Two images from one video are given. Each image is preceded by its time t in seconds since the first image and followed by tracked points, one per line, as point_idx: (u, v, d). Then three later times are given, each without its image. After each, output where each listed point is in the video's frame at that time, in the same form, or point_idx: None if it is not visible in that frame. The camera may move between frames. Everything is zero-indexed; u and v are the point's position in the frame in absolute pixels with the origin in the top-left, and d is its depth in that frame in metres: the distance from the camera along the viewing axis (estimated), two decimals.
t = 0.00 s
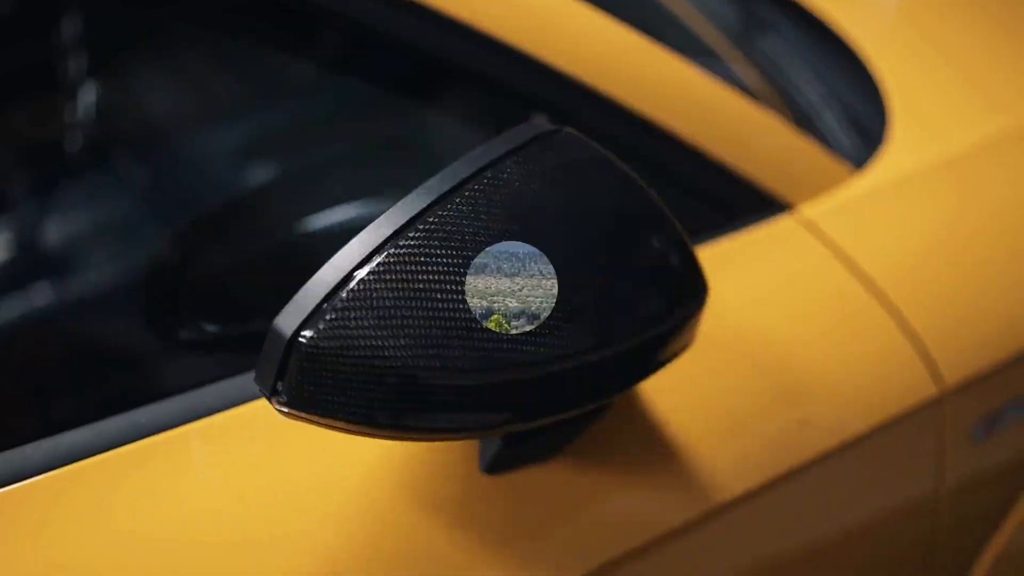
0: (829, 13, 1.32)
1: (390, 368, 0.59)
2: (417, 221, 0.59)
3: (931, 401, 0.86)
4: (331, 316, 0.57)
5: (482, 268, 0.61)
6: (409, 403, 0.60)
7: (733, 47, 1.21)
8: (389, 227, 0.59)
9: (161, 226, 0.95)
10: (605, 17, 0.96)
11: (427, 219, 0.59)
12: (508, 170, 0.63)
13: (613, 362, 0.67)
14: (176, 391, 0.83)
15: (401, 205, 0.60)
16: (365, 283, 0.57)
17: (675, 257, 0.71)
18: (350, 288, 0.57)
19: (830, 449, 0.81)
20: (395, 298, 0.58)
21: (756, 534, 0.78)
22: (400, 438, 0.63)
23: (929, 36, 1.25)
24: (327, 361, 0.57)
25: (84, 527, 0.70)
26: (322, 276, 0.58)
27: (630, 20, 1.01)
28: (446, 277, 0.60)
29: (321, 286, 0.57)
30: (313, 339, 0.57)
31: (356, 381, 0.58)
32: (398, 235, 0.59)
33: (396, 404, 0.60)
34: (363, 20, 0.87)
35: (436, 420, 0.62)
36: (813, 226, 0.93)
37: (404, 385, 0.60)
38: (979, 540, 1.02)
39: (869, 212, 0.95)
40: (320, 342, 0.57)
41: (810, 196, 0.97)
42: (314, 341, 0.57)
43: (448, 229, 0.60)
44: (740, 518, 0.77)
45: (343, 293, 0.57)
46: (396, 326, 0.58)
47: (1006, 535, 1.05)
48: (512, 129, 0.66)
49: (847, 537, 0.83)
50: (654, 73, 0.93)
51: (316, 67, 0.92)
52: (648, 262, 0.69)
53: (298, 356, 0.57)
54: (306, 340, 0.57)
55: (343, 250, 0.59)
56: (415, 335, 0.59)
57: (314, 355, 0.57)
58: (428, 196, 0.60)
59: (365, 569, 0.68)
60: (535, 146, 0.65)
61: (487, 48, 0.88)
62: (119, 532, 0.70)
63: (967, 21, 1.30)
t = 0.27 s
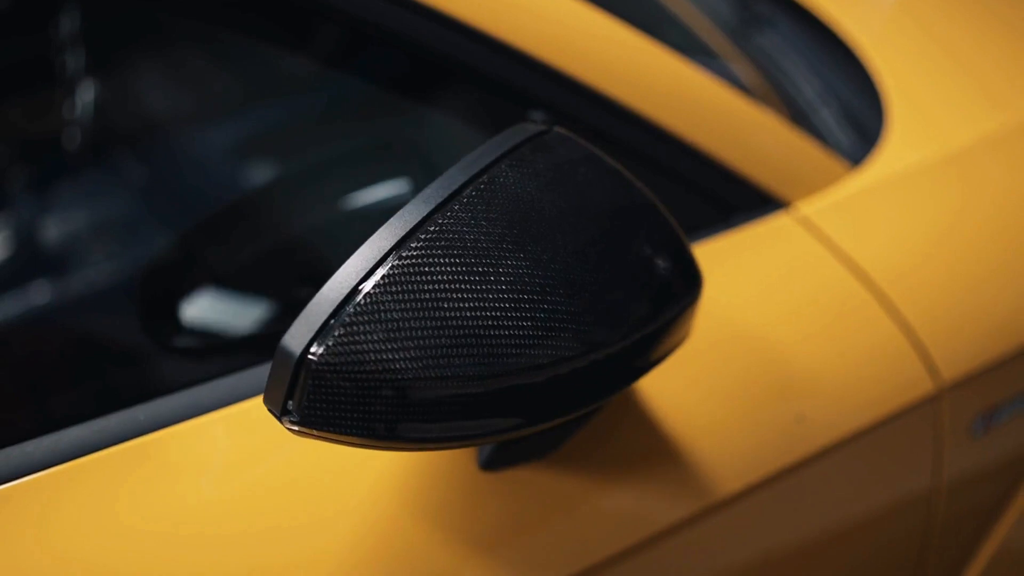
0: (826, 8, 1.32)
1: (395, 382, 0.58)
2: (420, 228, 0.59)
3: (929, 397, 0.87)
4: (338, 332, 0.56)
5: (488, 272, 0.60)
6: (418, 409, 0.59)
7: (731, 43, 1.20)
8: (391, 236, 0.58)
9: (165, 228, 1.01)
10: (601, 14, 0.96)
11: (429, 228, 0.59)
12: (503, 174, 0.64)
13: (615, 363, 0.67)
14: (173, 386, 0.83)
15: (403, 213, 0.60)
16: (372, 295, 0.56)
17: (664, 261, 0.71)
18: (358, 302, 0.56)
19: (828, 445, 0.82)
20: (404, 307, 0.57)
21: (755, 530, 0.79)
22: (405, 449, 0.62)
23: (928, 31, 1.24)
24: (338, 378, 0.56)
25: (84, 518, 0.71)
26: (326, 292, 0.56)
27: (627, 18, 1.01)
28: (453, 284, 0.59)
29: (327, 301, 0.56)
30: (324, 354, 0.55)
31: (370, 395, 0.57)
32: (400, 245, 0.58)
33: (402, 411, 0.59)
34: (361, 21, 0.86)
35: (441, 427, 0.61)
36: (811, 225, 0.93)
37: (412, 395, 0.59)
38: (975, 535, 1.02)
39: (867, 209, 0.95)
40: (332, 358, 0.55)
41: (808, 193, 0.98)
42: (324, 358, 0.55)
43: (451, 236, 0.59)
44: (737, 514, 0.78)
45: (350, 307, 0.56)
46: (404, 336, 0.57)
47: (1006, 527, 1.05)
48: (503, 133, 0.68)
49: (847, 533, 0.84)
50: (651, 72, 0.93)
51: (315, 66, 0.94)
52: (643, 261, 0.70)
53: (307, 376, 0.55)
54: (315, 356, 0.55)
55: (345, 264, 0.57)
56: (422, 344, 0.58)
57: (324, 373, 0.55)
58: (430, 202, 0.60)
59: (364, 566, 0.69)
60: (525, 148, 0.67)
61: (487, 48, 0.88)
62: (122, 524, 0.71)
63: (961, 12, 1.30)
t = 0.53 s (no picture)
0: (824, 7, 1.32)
1: (405, 394, 0.58)
2: (420, 236, 0.59)
3: (922, 396, 0.87)
4: (344, 346, 0.55)
5: (489, 277, 0.60)
6: (424, 420, 0.59)
7: (727, 41, 1.21)
8: (395, 243, 0.58)
9: (164, 227, 1.01)
10: (599, 13, 0.96)
11: (431, 233, 0.59)
12: (495, 179, 0.64)
13: (615, 362, 0.67)
14: (168, 386, 0.83)
15: (402, 220, 0.59)
16: (377, 308, 0.56)
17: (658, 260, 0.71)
18: (362, 315, 0.56)
19: (825, 442, 0.82)
20: (408, 317, 0.57)
21: (750, 528, 0.78)
22: (413, 459, 0.61)
23: (927, 31, 1.24)
24: (345, 394, 0.55)
25: (82, 515, 0.71)
26: (329, 306, 0.56)
27: (624, 17, 1.01)
28: (456, 292, 0.59)
29: (329, 318, 0.55)
30: (331, 370, 0.55)
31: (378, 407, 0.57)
32: (402, 255, 0.58)
33: (408, 422, 0.59)
34: (358, 21, 0.87)
35: (449, 435, 0.61)
36: (806, 223, 0.93)
37: (420, 406, 0.58)
38: (970, 534, 1.02)
39: (862, 207, 0.95)
40: (337, 375, 0.55)
41: (803, 191, 0.97)
42: (330, 375, 0.55)
43: (451, 243, 0.59)
44: (733, 511, 0.78)
45: (356, 320, 0.56)
46: (409, 347, 0.57)
47: (999, 528, 1.05)
48: (491, 137, 0.67)
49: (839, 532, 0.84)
50: (650, 71, 0.93)
51: (315, 65, 0.94)
52: (637, 259, 0.70)
53: (317, 394, 0.55)
54: (322, 373, 0.55)
55: (348, 276, 0.57)
56: (429, 354, 0.58)
57: (333, 389, 0.55)
58: (427, 210, 0.60)
59: (358, 566, 0.69)
60: (514, 150, 0.67)
61: (488, 49, 0.88)
62: (119, 521, 0.71)
63: (961, 12, 1.30)
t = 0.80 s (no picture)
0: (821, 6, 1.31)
1: (413, 406, 0.58)
2: (418, 246, 0.59)
3: (916, 395, 0.87)
4: (350, 362, 0.56)
5: (489, 285, 0.60)
6: (432, 429, 0.60)
7: (721, 38, 1.21)
8: (393, 255, 0.58)
9: (163, 226, 1.02)
10: (598, 14, 0.96)
11: (426, 243, 0.59)
12: (487, 183, 0.64)
13: (616, 359, 0.67)
14: (163, 384, 0.83)
15: (397, 230, 0.59)
16: (380, 320, 0.56)
17: (646, 254, 0.71)
18: (366, 329, 0.56)
19: (819, 439, 0.82)
20: (411, 328, 0.57)
21: (743, 526, 0.79)
22: (423, 468, 0.62)
23: (926, 31, 1.24)
24: (354, 410, 0.56)
25: (78, 514, 0.71)
26: (333, 321, 0.56)
27: (621, 17, 1.01)
28: (456, 301, 0.59)
29: (334, 332, 0.56)
30: (338, 386, 0.55)
31: (386, 421, 0.57)
32: (400, 265, 0.58)
33: (416, 432, 0.59)
34: (357, 22, 0.86)
35: (456, 442, 0.62)
36: (799, 221, 0.93)
37: (427, 415, 0.59)
38: (964, 532, 1.02)
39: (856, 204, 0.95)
40: (345, 391, 0.56)
41: (797, 188, 0.98)
42: (337, 391, 0.55)
43: (448, 251, 0.59)
44: (727, 509, 0.78)
45: (361, 335, 0.56)
46: (415, 358, 0.57)
47: (993, 525, 1.05)
48: (479, 141, 0.67)
49: (833, 529, 0.84)
50: (650, 71, 0.93)
51: (311, 64, 0.93)
52: (632, 256, 0.70)
53: (326, 411, 0.56)
54: (329, 390, 0.55)
55: (350, 286, 0.57)
56: (434, 364, 0.58)
57: (341, 406, 0.56)
58: (422, 218, 0.60)
59: (352, 565, 0.69)
60: (503, 153, 0.67)
61: (486, 50, 0.87)
62: (117, 522, 0.71)
63: (961, 12, 1.29)
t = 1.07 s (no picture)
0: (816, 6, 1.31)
1: (424, 417, 0.58)
2: (415, 256, 0.59)
3: (909, 392, 0.86)
4: (359, 378, 0.56)
5: (490, 291, 0.61)
6: (443, 439, 0.60)
7: (716, 36, 1.21)
8: (391, 266, 0.58)
9: (159, 227, 1.00)
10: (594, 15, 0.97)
11: (425, 253, 0.59)
12: (478, 189, 0.64)
13: (616, 356, 0.67)
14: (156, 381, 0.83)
15: (393, 241, 0.59)
16: (385, 334, 0.56)
17: (639, 249, 0.71)
18: (372, 343, 0.56)
19: (814, 435, 0.82)
20: (417, 339, 0.57)
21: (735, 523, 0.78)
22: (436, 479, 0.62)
23: (924, 32, 1.23)
24: (366, 426, 0.56)
25: (74, 510, 0.71)
26: (338, 339, 0.56)
27: (615, 16, 1.01)
28: (459, 309, 0.59)
29: (340, 348, 0.56)
30: (349, 404, 0.55)
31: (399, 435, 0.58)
32: (400, 276, 0.58)
33: (426, 443, 0.59)
34: (352, 22, 0.90)
35: (467, 449, 0.62)
36: (791, 218, 0.93)
37: (437, 425, 0.59)
38: (958, 530, 1.02)
39: (849, 202, 0.95)
40: (356, 409, 0.55)
41: (790, 187, 0.97)
42: (348, 409, 0.55)
43: (447, 260, 0.60)
44: (719, 506, 0.78)
45: (367, 351, 0.56)
46: (423, 369, 0.58)
47: (987, 523, 1.05)
48: (463, 148, 0.67)
49: (826, 527, 0.84)
50: (648, 71, 0.94)
51: (305, 65, 0.96)
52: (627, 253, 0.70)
53: (338, 430, 0.56)
54: (340, 408, 0.55)
55: (351, 303, 0.57)
56: (442, 373, 0.58)
57: (354, 423, 0.56)
58: (416, 228, 0.60)
59: (345, 561, 0.69)
60: (489, 158, 0.66)
61: (483, 49, 0.90)
62: (115, 522, 0.71)
63: (961, 12, 1.29)
